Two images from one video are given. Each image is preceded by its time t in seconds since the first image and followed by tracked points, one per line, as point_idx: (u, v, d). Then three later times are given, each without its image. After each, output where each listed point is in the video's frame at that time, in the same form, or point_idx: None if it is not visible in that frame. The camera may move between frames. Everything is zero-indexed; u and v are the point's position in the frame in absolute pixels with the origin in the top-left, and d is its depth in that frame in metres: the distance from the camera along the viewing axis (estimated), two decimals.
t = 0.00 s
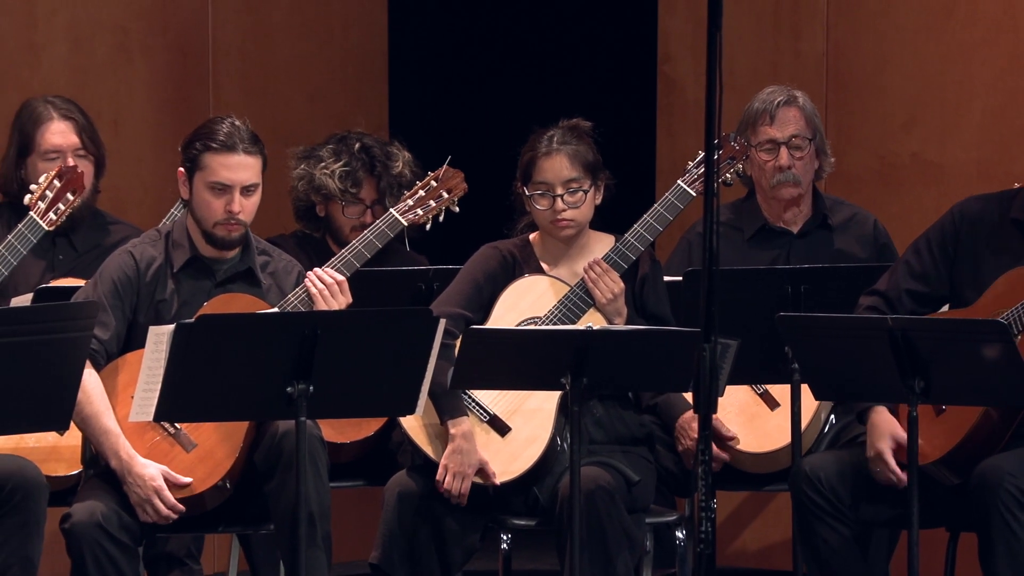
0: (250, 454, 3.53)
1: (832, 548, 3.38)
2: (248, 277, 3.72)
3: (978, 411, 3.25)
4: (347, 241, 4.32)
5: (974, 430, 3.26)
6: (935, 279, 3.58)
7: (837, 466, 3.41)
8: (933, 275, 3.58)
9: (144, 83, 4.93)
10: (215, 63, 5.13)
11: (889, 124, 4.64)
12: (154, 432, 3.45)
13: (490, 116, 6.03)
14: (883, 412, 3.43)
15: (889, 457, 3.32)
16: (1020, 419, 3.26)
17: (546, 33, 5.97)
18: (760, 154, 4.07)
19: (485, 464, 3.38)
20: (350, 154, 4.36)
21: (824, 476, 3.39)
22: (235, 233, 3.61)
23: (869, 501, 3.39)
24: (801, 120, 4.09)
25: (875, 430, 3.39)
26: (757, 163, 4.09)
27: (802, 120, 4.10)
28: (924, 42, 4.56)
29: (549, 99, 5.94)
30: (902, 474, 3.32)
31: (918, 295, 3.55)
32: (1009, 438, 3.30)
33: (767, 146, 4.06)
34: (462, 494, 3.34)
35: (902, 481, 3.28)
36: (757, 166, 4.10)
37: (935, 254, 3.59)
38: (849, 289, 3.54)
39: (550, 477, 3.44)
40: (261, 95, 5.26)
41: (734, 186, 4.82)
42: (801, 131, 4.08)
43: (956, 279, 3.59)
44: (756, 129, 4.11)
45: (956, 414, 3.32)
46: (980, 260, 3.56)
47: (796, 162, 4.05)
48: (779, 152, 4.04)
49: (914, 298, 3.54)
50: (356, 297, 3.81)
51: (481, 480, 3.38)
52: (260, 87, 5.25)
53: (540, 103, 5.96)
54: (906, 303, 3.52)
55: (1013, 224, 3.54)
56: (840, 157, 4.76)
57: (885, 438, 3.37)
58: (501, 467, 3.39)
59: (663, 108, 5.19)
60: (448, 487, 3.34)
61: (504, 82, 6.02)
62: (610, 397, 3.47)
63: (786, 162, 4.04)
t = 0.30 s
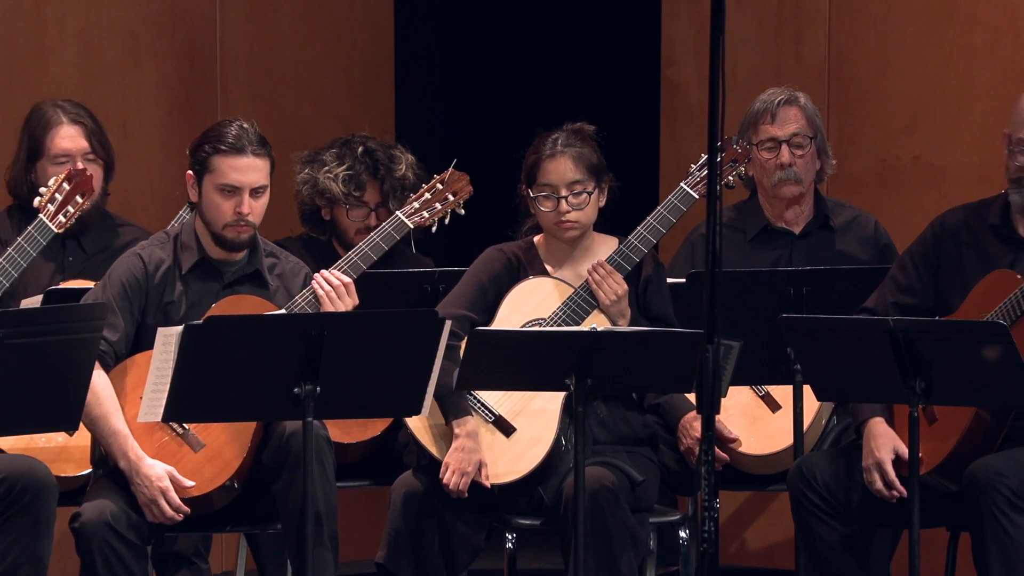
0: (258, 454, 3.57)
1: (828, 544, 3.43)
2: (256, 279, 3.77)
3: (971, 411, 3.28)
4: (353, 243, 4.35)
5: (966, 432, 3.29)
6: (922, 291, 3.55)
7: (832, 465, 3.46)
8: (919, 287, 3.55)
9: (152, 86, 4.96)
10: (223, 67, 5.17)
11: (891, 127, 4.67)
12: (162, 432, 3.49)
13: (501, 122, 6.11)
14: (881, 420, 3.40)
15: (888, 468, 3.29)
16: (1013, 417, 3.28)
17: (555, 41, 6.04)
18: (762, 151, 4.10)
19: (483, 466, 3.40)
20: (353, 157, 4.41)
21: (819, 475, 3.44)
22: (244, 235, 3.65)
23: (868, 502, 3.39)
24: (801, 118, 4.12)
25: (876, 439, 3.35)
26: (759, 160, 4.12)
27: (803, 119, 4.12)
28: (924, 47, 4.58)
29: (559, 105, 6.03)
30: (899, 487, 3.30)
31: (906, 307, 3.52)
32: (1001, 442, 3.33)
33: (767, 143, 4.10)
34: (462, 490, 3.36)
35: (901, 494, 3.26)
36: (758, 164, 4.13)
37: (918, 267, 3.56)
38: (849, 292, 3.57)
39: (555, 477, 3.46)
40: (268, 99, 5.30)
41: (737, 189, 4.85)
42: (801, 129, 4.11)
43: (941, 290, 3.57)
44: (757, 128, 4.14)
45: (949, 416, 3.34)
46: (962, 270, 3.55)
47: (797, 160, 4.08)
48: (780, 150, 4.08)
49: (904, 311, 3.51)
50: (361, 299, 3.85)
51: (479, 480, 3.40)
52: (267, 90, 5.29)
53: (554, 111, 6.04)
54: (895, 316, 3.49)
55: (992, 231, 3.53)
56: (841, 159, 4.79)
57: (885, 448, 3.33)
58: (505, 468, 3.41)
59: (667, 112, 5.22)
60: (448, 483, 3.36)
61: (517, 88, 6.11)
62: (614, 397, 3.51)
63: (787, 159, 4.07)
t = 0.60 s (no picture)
0: (265, 454, 3.58)
1: (823, 543, 3.46)
2: (262, 281, 3.79)
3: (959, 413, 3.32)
4: (358, 245, 4.38)
5: (958, 429, 3.32)
6: (910, 302, 3.60)
7: (824, 465, 3.48)
8: (908, 298, 3.60)
9: (160, 90, 5.00)
10: (229, 71, 5.20)
11: (892, 131, 4.69)
12: (170, 432, 3.53)
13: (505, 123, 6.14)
14: (867, 427, 3.44)
15: (877, 476, 3.34)
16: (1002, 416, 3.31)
17: (559, 46, 6.07)
18: (763, 166, 4.14)
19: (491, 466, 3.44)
20: (353, 160, 4.45)
21: (813, 475, 3.47)
22: (249, 234, 3.67)
23: (865, 502, 3.43)
24: (802, 131, 4.15)
25: (860, 449, 3.40)
26: (759, 173, 4.16)
27: (804, 131, 4.15)
28: (925, 51, 4.61)
29: (561, 109, 6.05)
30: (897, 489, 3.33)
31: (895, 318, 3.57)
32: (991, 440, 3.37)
33: (768, 158, 4.13)
34: (475, 491, 3.41)
35: (898, 496, 3.30)
36: (760, 177, 4.17)
37: (906, 279, 3.62)
38: (851, 292, 3.61)
39: (558, 478, 3.49)
40: (274, 104, 5.34)
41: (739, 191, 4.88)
42: (802, 142, 4.14)
43: (929, 300, 3.62)
44: (758, 141, 4.16)
45: (939, 415, 3.38)
46: (950, 283, 3.58)
47: (798, 173, 4.12)
48: (780, 163, 4.11)
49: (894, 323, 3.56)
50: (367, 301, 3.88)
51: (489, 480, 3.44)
52: (273, 94, 5.32)
53: (557, 113, 6.07)
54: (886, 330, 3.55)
55: (973, 239, 3.58)
56: (842, 162, 4.82)
57: (869, 456, 3.37)
58: (510, 469, 3.45)
59: (670, 116, 5.25)
60: (461, 487, 3.40)
61: (519, 89, 6.12)
62: (617, 398, 3.52)
63: (788, 173, 4.11)
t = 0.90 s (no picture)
0: (271, 456, 3.62)
1: (825, 544, 3.50)
2: (269, 284, 3.84)
3: (956, 416, 3.35)
4: (362, 244, 4.41)
5: (953, 431, 3.35)
6: (910, 303, 3.64)
7: (825, 466, 3.52)
8: (908, 299, 3.65)
9: (167, 95, 5.04)
10: (235, 76, 5.24)
11: (892, 135, 4.73)
12: (178, 434, 3.57)
13: (510, 127, 6.18)
14: (872, 431, 3.47)
15: (879, 479, 3.36)
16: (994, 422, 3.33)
17: (561, 50, 6.11)
18: (764, 169, 4.16)
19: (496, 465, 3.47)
20: (352, 160, 4.49)
21: (814, 476, 3.51)
22: (255, 238, 3.72)
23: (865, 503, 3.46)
24: (800, 134, 4.19)
25: (867, 452, 3.42)
26: (758, 175, 4.19)
27: (801, 134, 4.19)
28: (925, 56, 4.65)
29: (564, 113, 6.10)
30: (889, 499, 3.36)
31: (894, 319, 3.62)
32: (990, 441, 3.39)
33: (769, 162, 4.15)
34: (480, 492, 3.44)
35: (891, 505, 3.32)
36: (759, 180, 4.20)
37: (907, 281, 3.66)
38: (851, 295, 3.67)
39: (562, 478, 3.53)
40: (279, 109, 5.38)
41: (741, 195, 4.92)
42: (800, 145, 4.18)
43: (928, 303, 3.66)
44: (756, 144, 4.22)
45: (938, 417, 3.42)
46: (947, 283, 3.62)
47: (796, 176, 4.16)
48: (779, 166, 4.14)
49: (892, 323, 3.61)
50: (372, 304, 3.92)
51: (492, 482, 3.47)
52: (279, 98, 5.37)
53: (561, 117, 6.11)
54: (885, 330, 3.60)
55: (970, 239, 3.61)
56: (843, 166, 4.85)
57: (876, 460, 3.39)
58: (514, 470, 3.48)
59: (672, 120, 5.28)
60: (466, 486, 3.44)
61: (522, 94, 6.17)
62: (620, 400, 3.55)
63: (787, 176, 4.14)
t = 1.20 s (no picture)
0: (277, 456, 3.65)
1: (826, 544, 3.53)
2: (275, 285, 3.88)
3: (956, 416, 3.38)
4: (367, 247, 4.46)
5: (953, 432, 3.39)
6: (912, 304, 3.68)
7: (826, 466, 3.56)
8: (910, 300, 3.68)
9: (173, 98, 5.08)
10: (240, 80, 5.28)
11: (893, 138, 4.76)
12: (185, 434, 3.60)
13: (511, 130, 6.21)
14: (867, 432, 3.53)
15: (878, 478, 3.41)
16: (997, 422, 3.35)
17: (564, 54, 6.14)
18: (763, 175, 4.20)
19: (499, 465, 3.51)
20: (357, 164, 4.53)
21: (816, 476, 3.54)
22: (260, 239, 3.74)
23: (866, 502, 3.49)
24: (799, 138, 4.22)
25: (859, 455, 3.49)
26: (756, 178, 4.22)
27: (800, 139, 4.23)
28: (927, 60, 4.68)
29: (566, 116, 6.12)
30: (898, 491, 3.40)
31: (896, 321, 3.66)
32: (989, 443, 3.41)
33: (767, 166, 4.18)
34: (485, 493, 3.49)
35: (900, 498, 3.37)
36: (758, 184, 4.23)
37: (909, 282, 3.69)
38: (852, 298, 3.69)
39: (565, 478, 3.57)
40: (284, 112, 5.42)
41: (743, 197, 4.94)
42: (799, 149, 4.21)
43: (932, 304, 3.68)
44: (756, 147, 4.25)
45: (938, 417, 3.45)
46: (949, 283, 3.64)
47: (795, 180, 4.17)
48: (778, 170, 4.17)
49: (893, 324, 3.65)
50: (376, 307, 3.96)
51: (496, 482, 3.51)
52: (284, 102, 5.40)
53: (563, 120, 6.13)
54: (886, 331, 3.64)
55: (974, 241, 3.62)
56: (845, 169, 4.88)
57: (869, 460, 3.46)
58: (517, 469, 3.52)
59: (675, 123, 5.31)
60: (470, 489, 3.49)
61: (525, 98, 6.19)
62: (622, 401, 3.58)
63: (785, 181, 4.16)
